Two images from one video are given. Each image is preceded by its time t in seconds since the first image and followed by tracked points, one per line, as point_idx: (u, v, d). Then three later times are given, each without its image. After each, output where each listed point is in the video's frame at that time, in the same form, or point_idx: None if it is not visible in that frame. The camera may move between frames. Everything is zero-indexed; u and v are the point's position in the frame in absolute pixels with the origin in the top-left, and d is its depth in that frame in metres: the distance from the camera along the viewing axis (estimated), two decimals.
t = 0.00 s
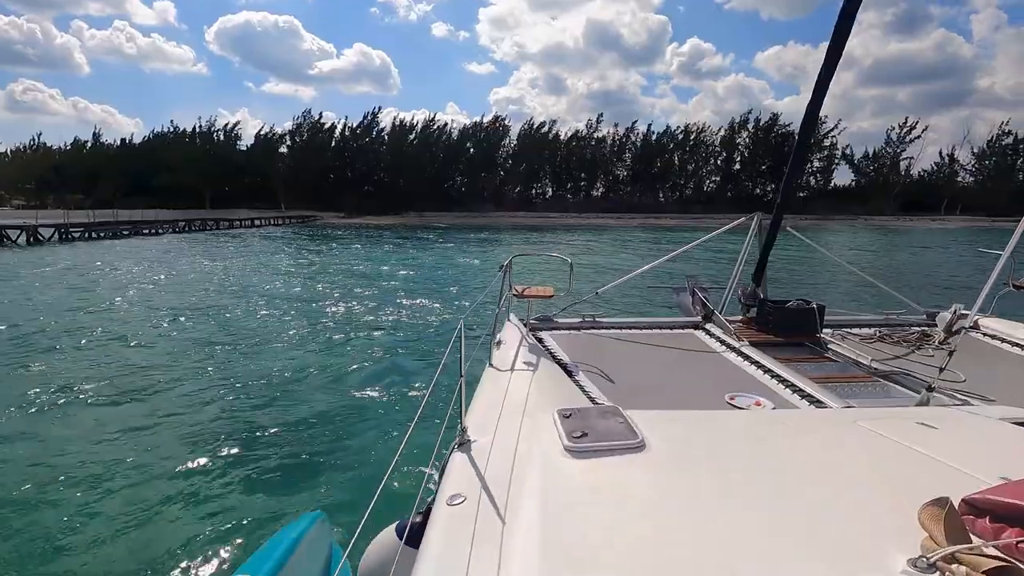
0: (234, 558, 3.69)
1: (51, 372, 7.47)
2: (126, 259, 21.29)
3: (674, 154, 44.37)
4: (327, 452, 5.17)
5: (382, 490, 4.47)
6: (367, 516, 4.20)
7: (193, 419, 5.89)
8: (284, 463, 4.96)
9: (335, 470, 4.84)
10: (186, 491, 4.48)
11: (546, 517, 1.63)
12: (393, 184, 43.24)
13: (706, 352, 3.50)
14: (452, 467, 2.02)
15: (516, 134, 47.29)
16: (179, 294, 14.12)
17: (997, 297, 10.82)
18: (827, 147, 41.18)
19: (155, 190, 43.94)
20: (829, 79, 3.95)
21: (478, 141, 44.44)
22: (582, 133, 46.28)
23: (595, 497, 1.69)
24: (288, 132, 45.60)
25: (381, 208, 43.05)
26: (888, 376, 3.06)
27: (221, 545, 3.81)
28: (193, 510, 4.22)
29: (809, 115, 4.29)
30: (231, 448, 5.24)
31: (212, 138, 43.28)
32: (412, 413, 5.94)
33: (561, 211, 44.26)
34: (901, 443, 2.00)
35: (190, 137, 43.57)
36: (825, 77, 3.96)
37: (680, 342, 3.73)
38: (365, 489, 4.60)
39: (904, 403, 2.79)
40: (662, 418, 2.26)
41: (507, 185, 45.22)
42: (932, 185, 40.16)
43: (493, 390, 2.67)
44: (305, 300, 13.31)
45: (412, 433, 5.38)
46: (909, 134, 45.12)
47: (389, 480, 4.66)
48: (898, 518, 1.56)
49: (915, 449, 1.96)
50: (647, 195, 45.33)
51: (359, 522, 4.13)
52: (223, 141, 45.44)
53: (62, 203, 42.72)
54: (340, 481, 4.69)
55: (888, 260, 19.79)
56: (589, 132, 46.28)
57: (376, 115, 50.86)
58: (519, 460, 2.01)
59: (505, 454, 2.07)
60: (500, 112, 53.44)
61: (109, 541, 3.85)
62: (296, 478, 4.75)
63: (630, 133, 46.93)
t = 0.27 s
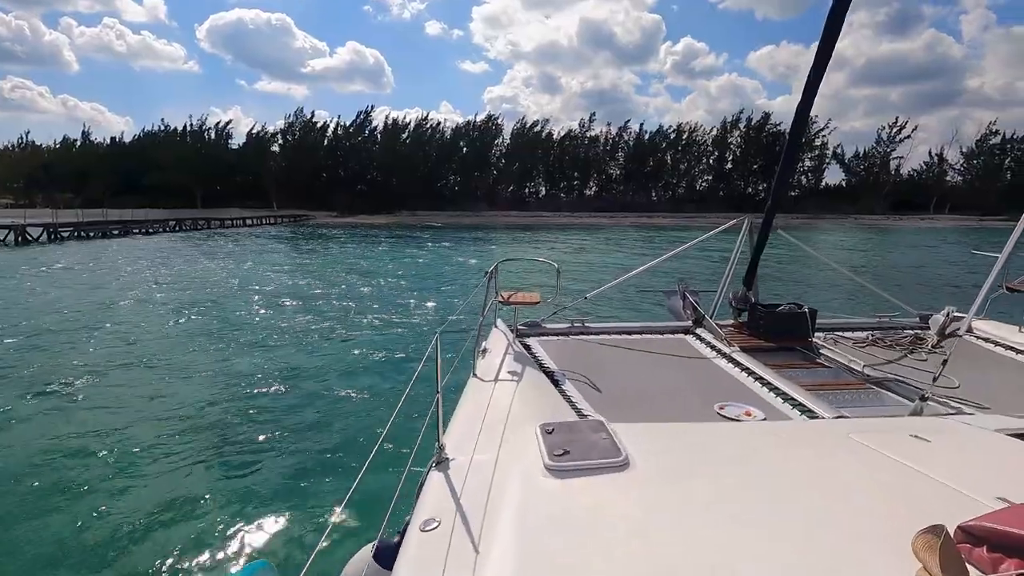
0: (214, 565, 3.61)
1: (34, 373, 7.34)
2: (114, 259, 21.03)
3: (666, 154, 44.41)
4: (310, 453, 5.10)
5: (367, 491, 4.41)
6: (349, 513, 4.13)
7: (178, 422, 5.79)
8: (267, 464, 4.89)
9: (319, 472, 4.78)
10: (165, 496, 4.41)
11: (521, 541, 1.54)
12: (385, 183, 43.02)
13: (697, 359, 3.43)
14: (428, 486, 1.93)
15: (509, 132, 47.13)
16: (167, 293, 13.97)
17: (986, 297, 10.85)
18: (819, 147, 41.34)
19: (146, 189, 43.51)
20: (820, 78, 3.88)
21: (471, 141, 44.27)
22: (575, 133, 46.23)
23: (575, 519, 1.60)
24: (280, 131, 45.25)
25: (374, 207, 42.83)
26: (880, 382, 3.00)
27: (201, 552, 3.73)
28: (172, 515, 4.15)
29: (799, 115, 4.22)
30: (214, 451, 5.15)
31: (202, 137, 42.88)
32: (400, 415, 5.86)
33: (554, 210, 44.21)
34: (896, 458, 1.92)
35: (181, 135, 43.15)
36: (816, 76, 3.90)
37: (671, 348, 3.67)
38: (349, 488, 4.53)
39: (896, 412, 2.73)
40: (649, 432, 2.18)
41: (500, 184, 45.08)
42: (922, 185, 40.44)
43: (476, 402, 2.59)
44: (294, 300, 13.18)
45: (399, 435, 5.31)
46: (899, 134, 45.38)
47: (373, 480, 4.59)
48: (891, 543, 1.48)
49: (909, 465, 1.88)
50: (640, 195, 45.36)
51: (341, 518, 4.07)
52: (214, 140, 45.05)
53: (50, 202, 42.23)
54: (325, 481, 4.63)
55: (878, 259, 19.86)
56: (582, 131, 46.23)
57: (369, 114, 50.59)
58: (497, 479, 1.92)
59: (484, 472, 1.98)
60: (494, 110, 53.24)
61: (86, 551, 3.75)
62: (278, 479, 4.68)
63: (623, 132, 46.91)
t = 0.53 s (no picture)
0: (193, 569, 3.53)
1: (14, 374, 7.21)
2: (100, 259, 20.75)
3: (657, 152, 44.50)
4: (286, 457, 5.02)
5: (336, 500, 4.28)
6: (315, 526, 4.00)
7: (161, 424, 5.70)
8: (250, 465, 4.84)
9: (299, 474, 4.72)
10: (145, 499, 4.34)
11: (493, 562, 1.48)
12: (377, 182, 42.72)
13: (684, 365, 3.39)
14: (402, 504, 1.88)
15: (500, 131, 47.00)
16: (152, 292, 13.78)
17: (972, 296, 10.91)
18: (807, 146, 41.59)
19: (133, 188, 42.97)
20: (805, 77, 3.84)
21: (462, 139, 44.10)
22: (566, 131, 46.19)
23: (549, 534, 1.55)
24: (269, 129, 44.83)
25: (364, 206, 42.56)
26: (869, 387, 2.96)
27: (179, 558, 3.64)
28: (154, 517, 4.09)
29: (786, 115, 4.18)
30: (197, 452, 5.10)
31: (190, 136, 42.38)
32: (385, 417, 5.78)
33: (545, 209, 44.16)
34: (881, 469, 1.88)
35: (168, 133, 42.66)
36: (801, 76, 3.86)
37: (658, 353, 3.63)
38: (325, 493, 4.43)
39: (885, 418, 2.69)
40: (629, 444, 2.13)
41: (491, 183, 44.92)
42: (909, 184, 40.80)
43: (456, 416, 2.54)
44: (282, 299, 13.02)
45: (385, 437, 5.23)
46: (886, 133, 45.75)
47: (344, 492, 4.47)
48: (878, 563, 1.42)
49: (896, 476, 1.83)
50: (630, 193, 45.43)
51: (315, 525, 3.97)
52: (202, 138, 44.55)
53: (35, 201, 41.63)
54: (309, 483, 4.55)
55: (865, 258, 20.00)
56: (573, 130, 46.20)
57: (360, 112, 50.30)
58: (475, 497, 1.86)
59: (461, 489, 1.93)
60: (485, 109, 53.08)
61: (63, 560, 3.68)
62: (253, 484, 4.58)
63: (614, 130, 46.95)
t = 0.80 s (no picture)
0: None
1: None
2: (84, 260, 20.45)
3: (645, 152, 44.66)
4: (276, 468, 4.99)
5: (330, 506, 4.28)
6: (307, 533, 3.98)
7: (146, 437, 5.65)
8: (236, 478, 4.80)
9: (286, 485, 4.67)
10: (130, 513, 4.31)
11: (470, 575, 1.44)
12: (366, 182, 42.47)
13: (671, 368, 3.37)
14: (379, 515, 1.83)
15: (490, 130, 46.87)
16: (136, 295, 13.59)
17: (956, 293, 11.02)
18: (794, 145, 41.91)
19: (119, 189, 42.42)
20: (791, 78, 3.82)
21: (452, 139, 43.94)
22: (556, 131, 46.19)
23: (527, 547, 1.50)
24: (257, 128, 44.38)
25: (354, 206, 42.30)
26: (856, 390, 2.95)
27: None
28: (138, 532, 4.05)
29: (772, 115, 4.16)
30: (184, 465, 5.06)
31: (176, 135, 41.84)
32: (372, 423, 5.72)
33: (535, 208, 44.17)
34: (868, 475, 1.84)
35: (154, 133, 42.10)
36: (786, 77, 3.84)
37: (645, 356, 3.60)
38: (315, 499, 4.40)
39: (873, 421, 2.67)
40: (613, 450, 2.09)
41: (481, 182, 44.78)
42: (894, 183, 41.27)
43: (438, 423, 2.49)
44: (268, 300, 12.89)
45: (370, 442, 5.17)
46: (871, 132, 46.23)
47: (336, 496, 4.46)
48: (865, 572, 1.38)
49: (884, 482, 1.80)
50: (620, 192, 45.56)
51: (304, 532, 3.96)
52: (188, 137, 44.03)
53: (18, 202, 40.99)
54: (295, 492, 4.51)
55: (851, 256, 20.20)
56: (563, 129, 46.20)
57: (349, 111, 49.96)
58: (455, 505, 1.80)
59: (440, 498, 1.88)
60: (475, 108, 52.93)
61: None
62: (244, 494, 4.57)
63: (603, 130, 47.03)
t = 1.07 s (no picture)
0: None
1: None
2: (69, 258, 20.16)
3: (635, 151, 44.76)
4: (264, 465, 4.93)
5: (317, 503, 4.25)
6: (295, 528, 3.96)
7: (129, 435, 5.57)
8: (223, 475, 4.76)
9: (274, 483, 4.64)
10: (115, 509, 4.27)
11: None
12: (357, 180, 42.24)
13: (662, 369, 3.35)
14: (362, 522, 1.79)
15: (480, 128, 46.75)
16: (123, 293, 13.44)
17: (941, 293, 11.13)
18: (782, 144, 42.22)
19: (104, 186, 41.86)
20: (783, 77, 3.81)
21: (443, 137, 43.74)
22: (546, 129, 46.19)
23: (510, 555, 1.46)
24: (246, 126, 43.89)
25: (343, 204, 42.01)
26: (846, 393, 2.94)
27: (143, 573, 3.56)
28: (124, 528, 4.01)
29: (763, 115, 4.15)
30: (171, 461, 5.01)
31: (164, 132, 41.41)
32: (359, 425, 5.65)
33: (525, 206, 44.16)
34: (857, 481, 1.82)
35: (140, 129, 41.57)
36: (778, 76, 3.84)
37: (634, 356, 3.59)
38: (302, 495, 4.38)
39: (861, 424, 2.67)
40: (599, 454, 2.05)
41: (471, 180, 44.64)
42: (881, 182, 41.65)
43: (425, 425, 2.46)
44: (257, 299, 12.78)
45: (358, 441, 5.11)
46: (857, 132, 46.70)
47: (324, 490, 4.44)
48: None
49: (873, 489, 1.78)
50: (610, 191, 45.66)
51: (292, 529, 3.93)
52: (176, 134, 43.60)
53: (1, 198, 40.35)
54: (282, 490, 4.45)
55: (838, 255, 20.38)
56: (553, 128, 46.21)
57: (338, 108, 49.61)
58: (439, 512, 1.76)
59: (425, 503, 1.84)
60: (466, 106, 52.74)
61: None
62: (231, 491, 4.52)
63: (593, 128, 47.08)
